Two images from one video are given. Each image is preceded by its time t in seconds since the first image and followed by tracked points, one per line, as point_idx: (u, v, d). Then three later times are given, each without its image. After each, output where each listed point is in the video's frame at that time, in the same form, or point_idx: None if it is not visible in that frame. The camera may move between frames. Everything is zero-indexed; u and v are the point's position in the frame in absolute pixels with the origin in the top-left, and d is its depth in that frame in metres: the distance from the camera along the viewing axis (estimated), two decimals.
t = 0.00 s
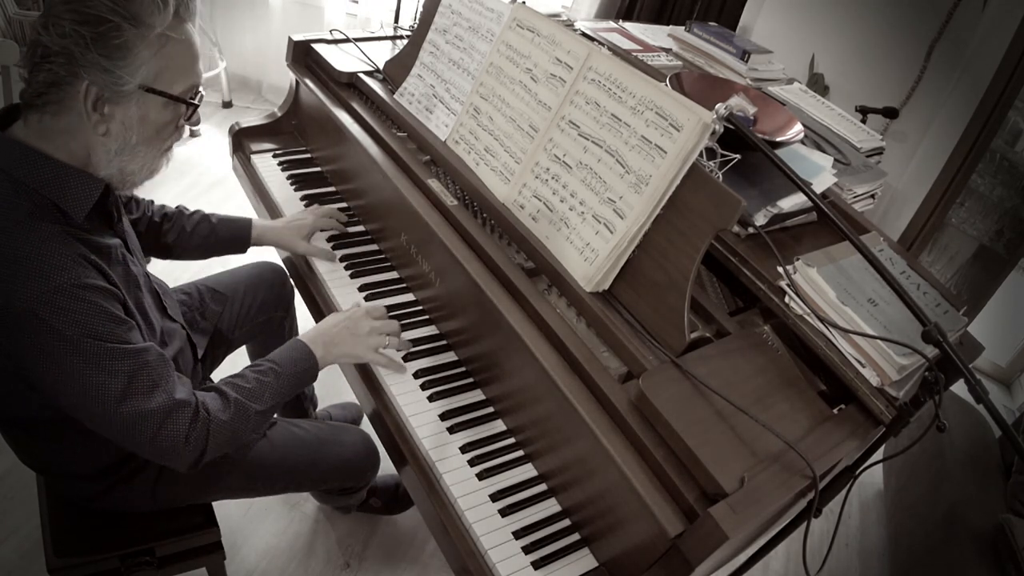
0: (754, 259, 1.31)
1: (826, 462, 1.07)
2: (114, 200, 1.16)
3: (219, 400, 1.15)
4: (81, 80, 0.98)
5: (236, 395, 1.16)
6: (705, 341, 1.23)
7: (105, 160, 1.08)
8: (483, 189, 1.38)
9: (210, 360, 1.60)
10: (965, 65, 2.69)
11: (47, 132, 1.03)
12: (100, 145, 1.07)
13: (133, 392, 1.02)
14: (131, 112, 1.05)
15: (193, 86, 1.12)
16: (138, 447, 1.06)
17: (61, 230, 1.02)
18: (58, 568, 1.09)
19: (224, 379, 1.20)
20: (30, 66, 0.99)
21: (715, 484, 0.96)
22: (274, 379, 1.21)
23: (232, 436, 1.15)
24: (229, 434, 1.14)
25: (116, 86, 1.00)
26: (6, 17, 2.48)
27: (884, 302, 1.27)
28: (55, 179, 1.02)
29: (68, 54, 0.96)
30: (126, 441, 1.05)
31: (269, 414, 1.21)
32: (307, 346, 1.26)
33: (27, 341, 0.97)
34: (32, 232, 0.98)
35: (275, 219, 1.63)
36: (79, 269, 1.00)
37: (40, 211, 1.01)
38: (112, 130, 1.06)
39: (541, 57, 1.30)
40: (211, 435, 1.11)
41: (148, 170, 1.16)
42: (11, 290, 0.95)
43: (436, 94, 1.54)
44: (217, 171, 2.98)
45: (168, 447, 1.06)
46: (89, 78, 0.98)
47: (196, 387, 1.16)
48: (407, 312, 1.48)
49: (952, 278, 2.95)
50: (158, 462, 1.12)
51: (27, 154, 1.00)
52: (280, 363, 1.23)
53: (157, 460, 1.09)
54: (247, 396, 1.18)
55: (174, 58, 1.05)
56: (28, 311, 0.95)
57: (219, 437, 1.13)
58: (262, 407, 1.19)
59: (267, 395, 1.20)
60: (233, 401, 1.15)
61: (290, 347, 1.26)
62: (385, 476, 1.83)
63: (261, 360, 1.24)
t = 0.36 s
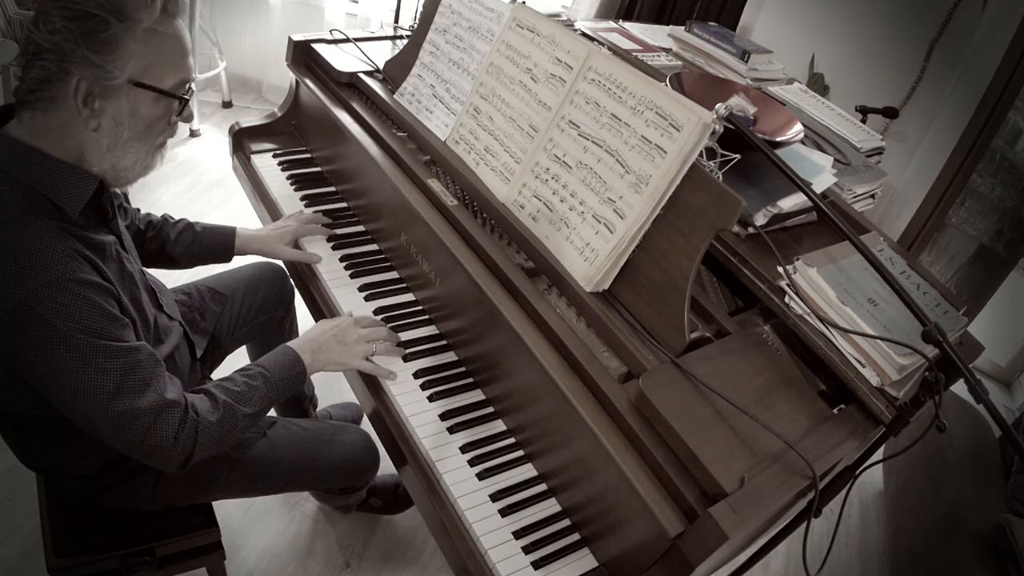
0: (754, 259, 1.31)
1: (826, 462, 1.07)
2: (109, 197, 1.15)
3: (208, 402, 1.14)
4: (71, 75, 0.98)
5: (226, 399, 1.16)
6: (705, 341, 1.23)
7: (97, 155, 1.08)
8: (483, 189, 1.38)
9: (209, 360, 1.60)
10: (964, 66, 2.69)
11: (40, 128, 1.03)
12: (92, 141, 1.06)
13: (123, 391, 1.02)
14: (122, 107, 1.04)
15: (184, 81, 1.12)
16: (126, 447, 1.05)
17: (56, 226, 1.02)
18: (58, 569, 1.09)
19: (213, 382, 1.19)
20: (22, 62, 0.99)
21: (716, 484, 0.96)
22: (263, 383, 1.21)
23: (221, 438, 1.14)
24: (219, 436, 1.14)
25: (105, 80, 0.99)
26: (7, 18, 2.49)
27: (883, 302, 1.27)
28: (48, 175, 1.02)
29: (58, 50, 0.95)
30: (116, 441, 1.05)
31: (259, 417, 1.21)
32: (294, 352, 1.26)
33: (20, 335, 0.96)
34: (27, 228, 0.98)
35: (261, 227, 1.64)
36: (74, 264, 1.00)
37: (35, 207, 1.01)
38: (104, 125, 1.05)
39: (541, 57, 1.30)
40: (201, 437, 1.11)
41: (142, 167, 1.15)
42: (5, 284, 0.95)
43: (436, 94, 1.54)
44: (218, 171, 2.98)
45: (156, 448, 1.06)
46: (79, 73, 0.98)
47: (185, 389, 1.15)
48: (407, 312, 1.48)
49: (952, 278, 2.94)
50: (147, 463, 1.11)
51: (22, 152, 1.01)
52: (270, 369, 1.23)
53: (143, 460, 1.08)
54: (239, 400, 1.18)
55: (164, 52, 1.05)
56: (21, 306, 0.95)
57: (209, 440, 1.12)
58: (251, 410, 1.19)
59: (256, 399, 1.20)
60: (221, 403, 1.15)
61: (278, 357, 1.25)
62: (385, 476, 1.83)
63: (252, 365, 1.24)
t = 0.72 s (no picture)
0: (754, 259, 1.31)
1: (826, 462, 1.07)
2: (106, 195, 1.15)
3: (205, 401, 1.14)
4: (59, 68, 0.98)
5: (223, 398, 1.16)
6: (705, 341, 1.23)
7: (88, 151, 1.07)
8: (483, 189, 1.38)
9: (209, 360, 1.60)
10: (965, 65, 2.69)
11: (33, 124, 1.03)
12: (84, 137, 1.06)
13: (120, 388, 1.02)
14: (110, 103, 1.04)
15: (176, 77, 1.12)
16: (123, 446, 1.05)
17: (54, 223, 1.02)
18: (57, 569, 1.09)
19: (210, 381, 1.19)
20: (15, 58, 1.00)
21: (716, 484, 0.96)
22: (260, 381, 1.21)
23: (217, 437, 1.14)
24: (216, 435, 1.14)
25: (93, 73, 1.00)
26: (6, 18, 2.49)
27: (883, 302, 1.27)
28: (45, 173, 1.02)
29: (48, 45, 0.96)
30: (113, 439, 1.05)
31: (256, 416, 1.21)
32: (291, 349, 1.25)
33: (17, 332, 0.96)
34: (25, 225, 0.98)
35: (258, 223, 1.64)
36: (71, 261, 1.00)
37: (32, 204, 1.01)
38: (93, 120, 1.05)
39: (541, 57, 1.30)
40: (199, 435, 1.11)
41: (134, 164, 1.15)
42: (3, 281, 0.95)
43: (436, 95, 1.54)
44: (218, 171, 2.98)
45: (153, 446, 1.05)
46: (68, 67, 0.98)
47: (182, 387, 1.15)
48: (408, 312, 1.48)
49: (952, 278, 2.94)
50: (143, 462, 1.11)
51: (18, 150, 1.01)
52: (266, 367, 1.23)
53: (140, 458, 1.08)
54: (235, 398, 1.18)
55: (152, 45, 1.05)
56: (19, 302, 0.95)
57: (206, 439, 1.12)
58: (248, 409, 1.18)
59: (253, 398, 1.20)
60: (218, 402, 1.15)
61: (275, 351, 1.25)
62: (385, 476, 1.83)
63: (248, 363, 1.24)
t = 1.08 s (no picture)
0: (754, 259, 1.31)
1: (826, 462, 1.07)
2: (107, 195, 1.15)
3: (206, 401, 1.14)
4: (63, 67, 0.98)
5: (224, 397, 1.16)
6: (705, 341, 1.23)
7: (90, 150, 1.07)
8: (482, 189, 1.38)
9: (208, 359, 1.60)
10: (965, 65, 2.69)
11: (35, 123, 1.03)
12: (86, 136, 1.06)
13: (121, 387, 1.02)
14: (113, 102, 1.04)
15: (179, 78, 1.12)
16: (124, 446, 1.05)
17: (56, 222, 1.02)
18: (57, 569, 1.09)
19: (211, 380, 1.19)
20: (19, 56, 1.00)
21: (716, 484, 0.96)
22: (261, 381, 1.21)
23: (218, 437, 1.14)
24: (216, 435, 1.14)
25: (97, 71, 1.00)
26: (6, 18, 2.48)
27: (883, 302, 1.27)
28: (47, 172, 1.02)
29: (53, 43, 0.96)
30: (113, 439, 1.05)
31: (256, 417, 1.21)
32: (292, 349, 1.25)
33: (19, 330, 0.96)
34: (27, 224, 0.98)
35: (259, 220, 1.63)
36: (73, 260, 1.00)
37: (34, 203, 1.01)
38: (96, 119, 1.05)
39: (541, 57, 1.30)
40: (199, 435, 1.11)
41: (135, 165, 1.14)
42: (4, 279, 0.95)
43: (436, 95, 1.54)
44: (218, 171, 2.98)
45: (154, 446, 1.06)
46: (72, 65, 0.98)
47: (183, 387, 1.15)
48: (408, 312, 1.48)
49: (952, 278, 2.95)
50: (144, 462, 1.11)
51: (22, 149, 1.01)
52: (267, 366, 1.23)
53: (140, 458, 1.08)
54: (236, 398, 1.17)
55: (157, 46, 1.05)
56: (21, 301, 0.95)
57: (207, 439, 1.12)
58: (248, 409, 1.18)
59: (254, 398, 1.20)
60: (219, 402, 1.14)
61: (276, 351, 1.25)
62: (385, 476, 1.83)
63: (249, 363, 1.23)
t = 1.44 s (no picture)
0: (754, 259, 1.31)
1: (826, 462, 1.07)
2: (113, 196, 1.16)
3: (208, 403, 1.14)
4: (77, 67, 0.98)
5: (225, 400, 1.16)
6: (705, 341, 1.24)
7: (99, 151, 1.07)
8: (483, 189, 1.38)
9: (207, 360, 1.60)
10: (965, 64, 2.69)
11: (44, 122, 1.03)
12: (95, 135, 1.06)
13: (125, 389, 1.02)
14: (125, 103, 1.04)
15: (189, 82, 1.11)
16: (127, 447, 1.05)
17: (63, 222, 1.02)
18: (57, 569, 1.08)
19: (212, 382, 1.19)
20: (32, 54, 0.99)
21: (716, 484, 0.97)
22: (262, 383, 1.21)
23: (220, 439, 1.14)
24: (218, 437, 1.14)
25: (110, 73, 0.99)
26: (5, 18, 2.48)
27: (883, 302, 1.27)
28: (53, 171, 1.02)
29: (66, 42, 0.96)
30: (115, 440, 1.05)
31: (257, 419, 1.21)
32: (293, 350, 1.26)
33: (24, 330, 0.96)
34: (34, 223, 0.98)
35: (260, 218, 1.63)
36: (79, 261, 1.00)
37: (41, 203, 1.01)
38: (106, 120, 1.05)
39: (541, 57, 1.30)
40: (202, 436, 1.11)
41: (142, 166, 1.15)
42: (11, 279, 0.94)
43: (436, 94, 1.54)
44: (218, 171, 2.99)
45: (157, 447, 1.06)
46: (84, 65, 0.98)
47: (185, 389, 1.15)
48: (407, 312, 1.48)
49: (952, 279, 2.95)
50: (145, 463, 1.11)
51: (29, 148, 1.01)
52: (268, 368, 1.23)
53: (141, 459, 1.08)
54: (237, 400, 1.17)
55: (170, 50, 1.05)
56: (28, 299, 0.95)
57: (209, 440, 1.12)
58: (249, 411, 1.18)
59: (255, 400, 1.20)
60: (221, 404, 1.15)
61: (277, 354, 1.25)
62: (385, 476, 1.83)
63: (250, 365, 1.24)
